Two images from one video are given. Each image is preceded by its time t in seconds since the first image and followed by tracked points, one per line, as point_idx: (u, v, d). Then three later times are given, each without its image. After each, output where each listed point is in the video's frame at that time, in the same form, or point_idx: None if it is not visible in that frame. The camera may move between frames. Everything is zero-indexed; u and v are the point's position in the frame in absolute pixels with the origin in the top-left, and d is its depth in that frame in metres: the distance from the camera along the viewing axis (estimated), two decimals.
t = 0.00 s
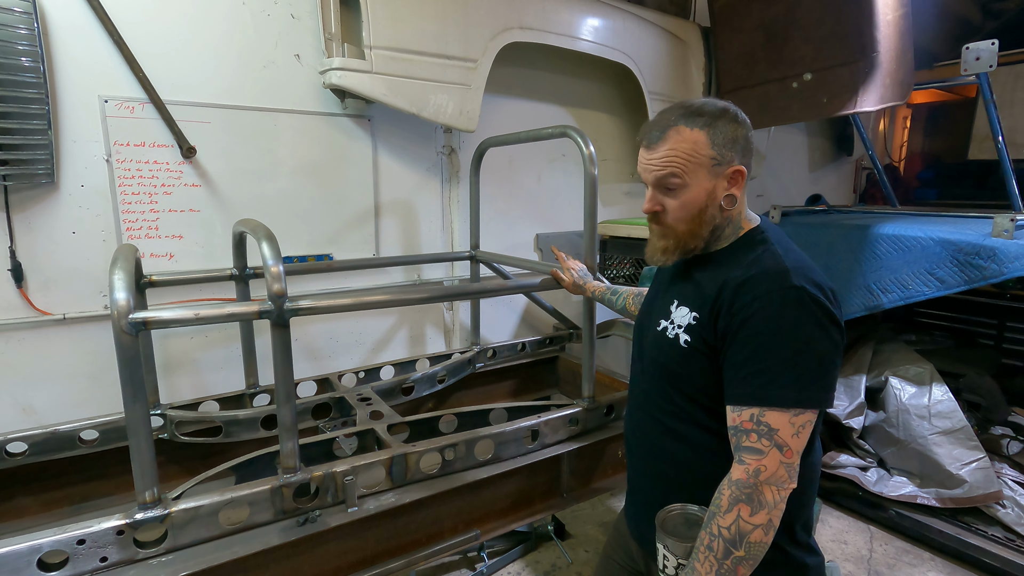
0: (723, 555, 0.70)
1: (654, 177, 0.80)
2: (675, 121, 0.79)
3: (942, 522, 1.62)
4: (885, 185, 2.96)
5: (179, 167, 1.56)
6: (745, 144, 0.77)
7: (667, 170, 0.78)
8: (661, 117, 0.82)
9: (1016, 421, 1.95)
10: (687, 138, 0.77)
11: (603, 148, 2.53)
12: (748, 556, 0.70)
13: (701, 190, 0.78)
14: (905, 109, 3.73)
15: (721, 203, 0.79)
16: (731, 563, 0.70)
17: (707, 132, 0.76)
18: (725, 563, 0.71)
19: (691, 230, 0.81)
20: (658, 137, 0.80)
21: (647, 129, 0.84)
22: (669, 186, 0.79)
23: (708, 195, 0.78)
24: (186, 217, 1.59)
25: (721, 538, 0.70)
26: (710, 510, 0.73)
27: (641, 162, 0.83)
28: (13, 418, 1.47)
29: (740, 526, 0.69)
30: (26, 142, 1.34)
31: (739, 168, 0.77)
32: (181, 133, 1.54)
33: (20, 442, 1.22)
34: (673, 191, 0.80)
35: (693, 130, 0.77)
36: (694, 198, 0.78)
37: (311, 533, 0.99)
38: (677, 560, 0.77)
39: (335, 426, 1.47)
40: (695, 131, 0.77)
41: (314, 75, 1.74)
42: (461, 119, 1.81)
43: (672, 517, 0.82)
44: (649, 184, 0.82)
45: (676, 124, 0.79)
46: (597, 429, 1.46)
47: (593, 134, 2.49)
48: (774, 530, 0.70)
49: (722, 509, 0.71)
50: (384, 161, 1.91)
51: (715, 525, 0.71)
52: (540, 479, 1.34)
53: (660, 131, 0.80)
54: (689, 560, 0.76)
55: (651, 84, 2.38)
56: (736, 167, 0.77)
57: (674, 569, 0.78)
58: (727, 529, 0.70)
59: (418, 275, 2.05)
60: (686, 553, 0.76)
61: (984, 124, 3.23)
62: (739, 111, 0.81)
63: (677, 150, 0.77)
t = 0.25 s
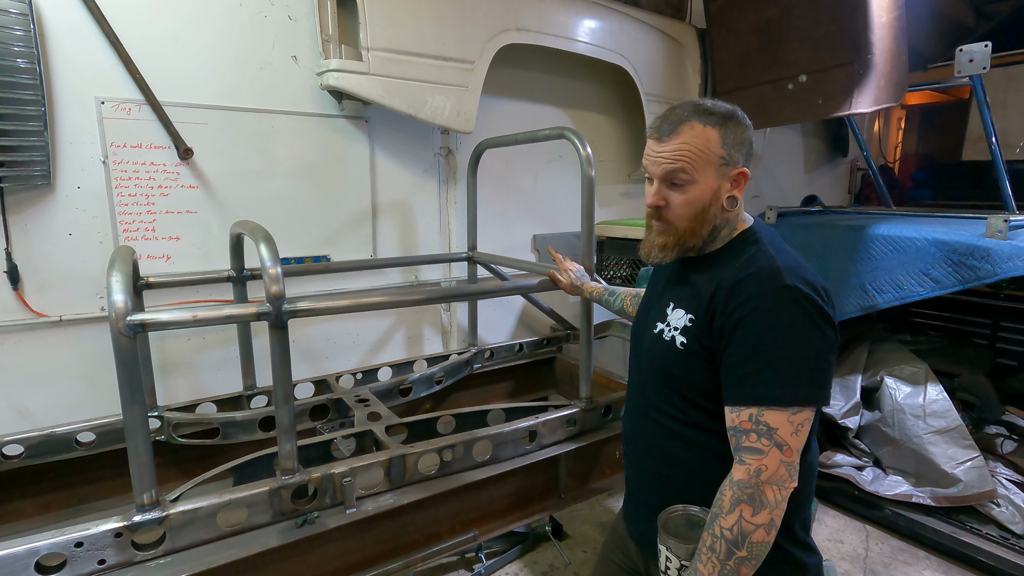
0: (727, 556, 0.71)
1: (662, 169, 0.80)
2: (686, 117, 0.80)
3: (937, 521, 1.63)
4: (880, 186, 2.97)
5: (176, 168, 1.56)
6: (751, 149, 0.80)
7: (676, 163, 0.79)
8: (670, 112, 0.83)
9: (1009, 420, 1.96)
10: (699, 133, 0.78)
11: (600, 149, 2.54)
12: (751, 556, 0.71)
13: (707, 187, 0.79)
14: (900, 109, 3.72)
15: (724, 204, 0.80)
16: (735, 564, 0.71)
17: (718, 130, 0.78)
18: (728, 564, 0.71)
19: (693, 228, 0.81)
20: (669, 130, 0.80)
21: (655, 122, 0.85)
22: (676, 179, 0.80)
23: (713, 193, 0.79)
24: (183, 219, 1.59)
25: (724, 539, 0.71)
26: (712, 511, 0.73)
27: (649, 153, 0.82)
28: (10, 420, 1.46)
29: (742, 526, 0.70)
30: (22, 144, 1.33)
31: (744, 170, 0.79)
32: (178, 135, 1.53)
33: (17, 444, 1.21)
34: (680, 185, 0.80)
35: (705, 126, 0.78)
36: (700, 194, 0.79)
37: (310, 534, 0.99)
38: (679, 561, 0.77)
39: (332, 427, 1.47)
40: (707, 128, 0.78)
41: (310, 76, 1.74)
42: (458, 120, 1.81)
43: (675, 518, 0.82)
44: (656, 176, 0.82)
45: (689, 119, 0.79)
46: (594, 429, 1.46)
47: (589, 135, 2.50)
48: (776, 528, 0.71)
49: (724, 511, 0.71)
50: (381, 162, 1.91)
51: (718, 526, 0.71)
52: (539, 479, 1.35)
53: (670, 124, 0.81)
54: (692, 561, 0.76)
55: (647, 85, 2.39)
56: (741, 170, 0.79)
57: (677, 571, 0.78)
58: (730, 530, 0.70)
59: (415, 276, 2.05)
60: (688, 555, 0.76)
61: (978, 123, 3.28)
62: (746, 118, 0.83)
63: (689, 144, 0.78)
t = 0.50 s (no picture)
0: (726, 558, 0.71)
1: (666, 162, 0.80)
2: (690, 111, 0.80)
3: (935, 521, 1.63)
4: (876, 186, 2.97)
5: (174, 169, 1.56)
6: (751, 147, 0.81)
7: (680, 157, 0.79)
8: (672, 108, 0.83)
9: (1005, 420, 1.97)
10: (704, 127, 0.78)
11: (598, 150, 2.54)
12: (750, 557, 0.71)
13: (711, 182, 0.79)
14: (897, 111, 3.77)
15: (726, 200, 0.81)
16: (734, 566, 0.71)
17: (721, 125, 0.79)
18: (727, 566, 0.71)
19: (696, 223, 0.81)
20: (673, 124, 0.80)
21: (657, 118, 0.85)
22: (680, 173, 0.80)
23: (716, 188, 0.79)
24: (181, 219, 1.59)
25: (723, 541, 0.71)
26: (711, 512, 0.73)
27: (652, 147, 0.82)
28: (7, 422, 1.46)
29: (742, 528, 0.70)
30: (19, 144, 1.33)
31: (744, 168, 0.80)
32: (176, 135, 1.53)
33: (14, 446, 1.21)
34: (684, 179, 0.80)
35: (709, 121, 0.79)
36: (704, 188, 0.79)
37: (308, 536, 0.99)
38: (675, 561, 0.77)
39: (331, 428, 1.47)
40: (711, 123, 0.79)
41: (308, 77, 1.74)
42: (456, 121, 1.81)
43: (669, 516, 0.82)
44: (660, 170, 0.81)
45: (692, 113, 0.80)
46: (593, 430, 1.46)
47: (587, 136, 2.50)
48: (773, 529, 0.71)
49: (723, 512, 0.71)
50: (379, 163, 1.91)
51: (717, 528, 0.71)
52: (537, 480, 1.35)
53: (673, 119, 0.81)
54: (688, 561, 0.76)
55: (645, 86, 2.39)
56: (742, 167, 0.80)
57: (673, 570, 0.78)
58: (730, 532, 0.70)
59: (413, 277, 2.04)
60: (685, 555, 0.76)
61: (973, 125, 3.34)
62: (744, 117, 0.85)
63: (694, 137, 0.78)
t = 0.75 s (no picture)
0: (696, 546, 0.70)
1: (672, 158, 0.80)
2: (693, 108, 0.80)
3: (933, 520, 1.63)
4: (875, 186, 2.97)
5: (171, 169, 1.55)
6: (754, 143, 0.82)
7: (686, 152, 0.79)
8: (675, 105, 0.84)
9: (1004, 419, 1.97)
10: (708, 122, 0.78)
11: (596, 150, 2.54)
12: (719, 548, 0.71)
13: (716, 176, 0.79)
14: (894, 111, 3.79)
15: (732, 195, 0.81)
16: (702, 555, 0.70)
17: (725, 120, 0.79)
18: (696, 555, 0.70)
19: (703, 218, 0.81)
20: (677, 120, 0.80)
21: (660, 116, 0.85)
22: (686, 169, 0.79)
23: (722, 183, 0.79)
24: (178, 220, 1.58)
25: (697, 529, 0.70)
26: (689, 500, 0.72)
27: (656, 144, 0.82)
28: (4, 423, 1.45)
29: (717, 519, 0.69)
30: (15, 144, 1.32)
31: (749, 163, 0.80)
32: (173, 135, 1.53)
33: (10, 447, 1.20)
34: (690, 175, 0.80)
35: (713, 116, 0.79)
36: (710, 183, 0.79)
37: (305, 537, 0.99)
38: (644, 542, 0.77)
39: (329, 429, 1.46)
40: (715, 118, 0.79)
41: (307, 76, 1.74)
42: (455, 121, 1.81)
43: (645, 498, 0.82)
44: (665, 166, 0.81)
45: (696, 109, 0.80)
46: (591, 430, 1.46)
47: (586, 136, 2.50)
48: (747, 524, 0.71)
49: (702, 502, 0.70)
50: (378, 162, 1.91)
51: (694, 516, 0.70)
52: (535, 480, 1.35)
53: (678, 115, 0.81)
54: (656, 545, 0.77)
55: (644, 86, 2.39)
56: (747, 162, 0.80)
57: (639, 552, 0.78)
58: (705, 521, 0.69)
59: (412, 277, 2.04)
60: (655, 537, 0.77)
61: (972, 123, 3.28)
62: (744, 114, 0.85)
63: (699, 132, 0.78)
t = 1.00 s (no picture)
0: (697, 546, 0.71)
1: (671, 155, 0.80)
2: (695, 106, 0.80)
3: (931, 520, 1.63)
4: (873, 186, 2.97)
5: (169, 169, 1.55)
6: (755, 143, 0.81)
7: (685, 149, 0.79)
8: (677, 103, 0.84)
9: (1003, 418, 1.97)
10: (709, 121, 0.78)
11: (595, 150, 2.54)
12: (722, 548, 0.70)
13: (715, 175, 0.79)
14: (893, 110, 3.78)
15: (730, 194, 0.80)
16: (705, 555, 0.71)
17: (726, 119, 0.79)
18: (698, 555, 0.71)
19: (700, 217, 0.81)
20: (678, 118, 0.81)
21: (662, 114, 0.85)
22: (685, 166, 0.80)
23: (721, 182, 0.79)
24: (176, 220, 1.58)
25: (697, 529, 0.71)
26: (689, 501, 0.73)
27: (657, 141, 0.82)
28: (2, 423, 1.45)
29: (716, 519, 0.70)
30: (13, 144, 1.32)
31: (749, 163, 0.80)
32: (172, 135, 1.53)
33: (8, 447, 1.20)
34: (688, 172, 0.80)
35: (714, 115, 0.79)
36: (708, 181, 0.79)
37: (304, 537, 0.99)
38: (650, 543, 0.78)
39: (328, 429, 1.46)
40: (716, 117, 0.79)
41: (305, 76, 1.74)
42: (454, 121, 1.81)
43: (652, 500, 0.83)
44: (664, 163, 0.81)
45: (698, 107, 0.80)
46: (590, 430, 1.46)
47: (585, 136, 2.50)
48: (750, 525, 0.70)
49: (700, 501, 0.71)
50: (376, 162, 1.91)
51: (693, 516, 0.71)
52: (534, 480, 1.35)
53: (679, 113, 0.81)
54: (662, 546, 0.77)
55: (643, 86, 2.39)
56: (746, 162, 0.80)
57: (647, 553, 0.79)
58: (704, 521, 0.70)
59: (411, 277, 2.04)
60: (661, 538, 0.77)
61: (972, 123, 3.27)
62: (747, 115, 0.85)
63: (699, 130, 0.78)
